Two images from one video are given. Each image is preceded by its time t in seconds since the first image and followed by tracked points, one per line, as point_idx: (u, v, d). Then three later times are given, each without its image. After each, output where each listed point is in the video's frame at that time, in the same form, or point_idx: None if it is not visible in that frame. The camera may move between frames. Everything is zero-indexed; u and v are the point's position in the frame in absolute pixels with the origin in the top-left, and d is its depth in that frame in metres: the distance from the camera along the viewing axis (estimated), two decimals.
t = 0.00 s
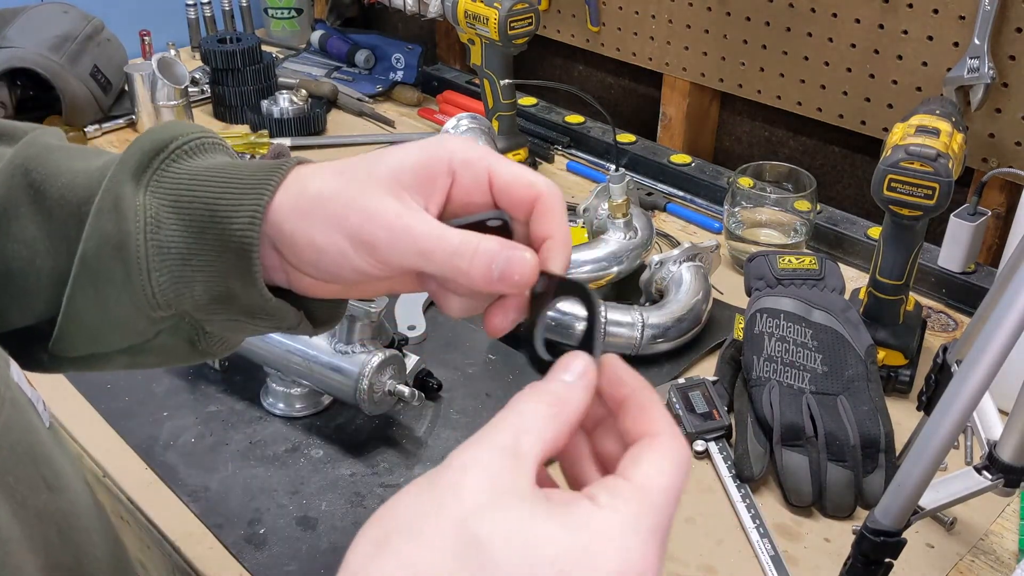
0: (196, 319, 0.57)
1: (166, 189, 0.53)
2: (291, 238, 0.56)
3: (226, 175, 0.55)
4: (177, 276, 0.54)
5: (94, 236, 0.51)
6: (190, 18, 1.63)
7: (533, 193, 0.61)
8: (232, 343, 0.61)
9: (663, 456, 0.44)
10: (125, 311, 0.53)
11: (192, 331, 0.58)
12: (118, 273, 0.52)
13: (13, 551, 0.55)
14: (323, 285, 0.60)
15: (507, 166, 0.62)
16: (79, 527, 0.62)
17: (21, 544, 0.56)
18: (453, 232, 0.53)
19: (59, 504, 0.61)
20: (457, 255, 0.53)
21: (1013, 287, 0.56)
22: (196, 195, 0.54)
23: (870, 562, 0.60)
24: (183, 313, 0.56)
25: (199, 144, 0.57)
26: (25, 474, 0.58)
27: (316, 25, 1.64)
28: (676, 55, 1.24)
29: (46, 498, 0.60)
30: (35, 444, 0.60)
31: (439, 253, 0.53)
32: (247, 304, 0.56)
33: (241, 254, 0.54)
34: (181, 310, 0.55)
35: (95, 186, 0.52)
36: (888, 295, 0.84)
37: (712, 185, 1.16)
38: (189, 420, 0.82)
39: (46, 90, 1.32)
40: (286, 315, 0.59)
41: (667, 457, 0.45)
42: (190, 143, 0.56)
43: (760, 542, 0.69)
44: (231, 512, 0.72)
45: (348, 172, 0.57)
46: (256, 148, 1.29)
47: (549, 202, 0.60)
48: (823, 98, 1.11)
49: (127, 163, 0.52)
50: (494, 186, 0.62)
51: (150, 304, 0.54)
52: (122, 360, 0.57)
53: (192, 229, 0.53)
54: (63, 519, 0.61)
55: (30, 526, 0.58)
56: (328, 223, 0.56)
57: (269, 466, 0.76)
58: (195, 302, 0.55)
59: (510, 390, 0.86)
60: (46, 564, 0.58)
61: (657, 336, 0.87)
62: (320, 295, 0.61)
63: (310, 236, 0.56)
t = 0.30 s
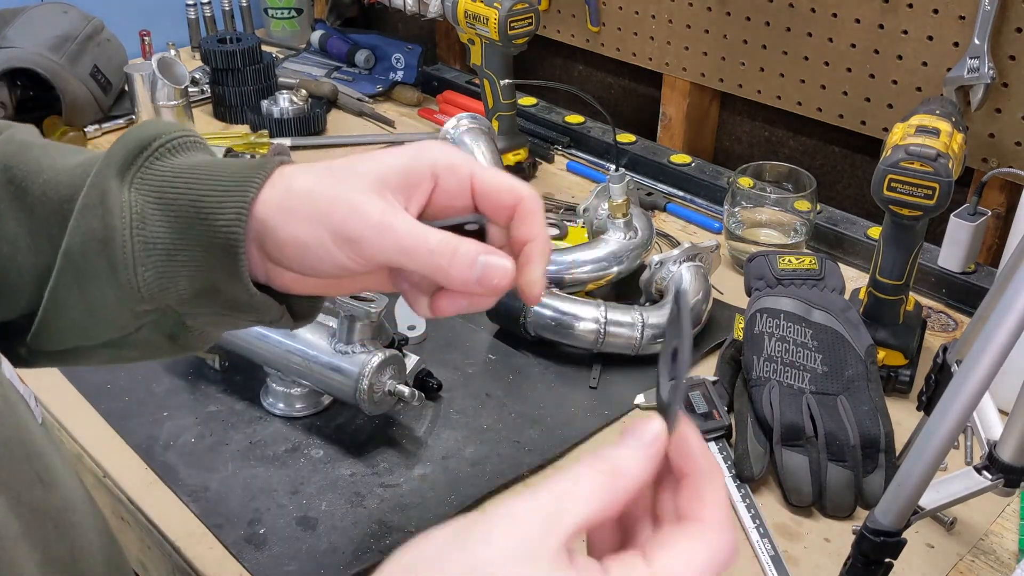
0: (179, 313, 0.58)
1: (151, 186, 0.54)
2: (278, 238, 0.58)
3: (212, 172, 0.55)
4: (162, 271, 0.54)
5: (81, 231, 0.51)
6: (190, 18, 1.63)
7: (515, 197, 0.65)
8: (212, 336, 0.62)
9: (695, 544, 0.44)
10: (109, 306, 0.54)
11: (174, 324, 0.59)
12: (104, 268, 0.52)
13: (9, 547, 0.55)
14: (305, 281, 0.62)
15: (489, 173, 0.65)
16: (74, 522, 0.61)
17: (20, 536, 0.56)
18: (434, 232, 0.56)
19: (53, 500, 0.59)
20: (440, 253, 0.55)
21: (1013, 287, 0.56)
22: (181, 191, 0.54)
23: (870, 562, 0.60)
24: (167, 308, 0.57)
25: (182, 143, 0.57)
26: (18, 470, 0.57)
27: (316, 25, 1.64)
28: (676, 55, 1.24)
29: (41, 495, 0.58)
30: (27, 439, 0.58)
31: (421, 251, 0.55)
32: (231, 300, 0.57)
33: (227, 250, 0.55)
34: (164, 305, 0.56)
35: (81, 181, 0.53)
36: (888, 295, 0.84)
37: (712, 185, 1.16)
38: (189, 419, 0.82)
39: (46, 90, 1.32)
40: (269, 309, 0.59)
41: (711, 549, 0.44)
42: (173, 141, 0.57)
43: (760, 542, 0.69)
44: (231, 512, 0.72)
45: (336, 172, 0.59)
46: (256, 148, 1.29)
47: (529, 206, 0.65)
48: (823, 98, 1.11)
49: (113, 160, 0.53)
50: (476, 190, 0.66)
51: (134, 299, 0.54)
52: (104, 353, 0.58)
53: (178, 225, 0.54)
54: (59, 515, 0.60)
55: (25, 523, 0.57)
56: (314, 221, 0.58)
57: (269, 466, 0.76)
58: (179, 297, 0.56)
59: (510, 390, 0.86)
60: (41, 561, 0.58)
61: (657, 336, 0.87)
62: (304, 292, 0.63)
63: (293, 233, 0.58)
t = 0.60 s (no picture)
0: (132, 336, 0.61)
1: (118, 215, 0.59)
2: (240, 271, 0.61)
3: (178, 206, 0.60)
4: (122, 295, 0.58)
5: (47, 254, 0.55)
6: (190, 18, 1.63)
7: (465, 256, 0.66)
8: (159, 361, 0.65)
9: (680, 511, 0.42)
10: (68, 324, 0.57)
11: (124, 348, 0.61)
12: (64, 289, 0.56)
13: (9, 544, 0.54)
14: (257, 312, 0.65)
15: (443, 234, 0.67)
16: (75, 516, 0.60)
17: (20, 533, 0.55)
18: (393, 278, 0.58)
19: (56, 496, 0.58)
20: (399, 299, 0.57)
21: (1013, 287, 0.56)
22: (147, 221, 0.59)
23: (870, 562, 0.60)
24: (122, 330, 0.60)
25: (147, 177, 0.62)
26: (18, 468, 0.55)
27: (316, 25, 1.64)
28: (676, 55, 1.24)
29: (42, 493, 0.57)
30: (27, 433, 0.57)
31: (377, 294, 0.58)
32: (187, 323, 0.61)
33: (188, 280, 0.59)
34: (119, 327, 0.59)
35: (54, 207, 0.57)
36: (888, 295, 0.84)
37: (712, 185, 1.16)
38: (189, 420, 0.82)
39: (45, 90, 1.31)
40: (224, 337, 0.63)
41: (684, 515, 0.42)
42: (139, 174, 0.62)
43: (760, 542, 0.69)
44: (231, 512, 0.72)
45: (299, 215, 0.62)
46: (256, 148, 1.30)
47: (476, 265, 0.66)
48: (823, 98, 1.11)
49: (84, 189, 0.58)
50: (430, 248, 0.67)
51: (91, 320, 0.58)
52: (48, 370, 0.61)
53: (142, 253, 0.58)
54: (59, 512, 0.58)
55: (26, 522, 0.56)
56: (278, 260, 0.60)
57: (269, 466, 0.76)
58: (134, 320, 0.60)
59: (510, 390, 0.86)
60: (42, 559, 0.57)
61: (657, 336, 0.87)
62: (257, 323, 0.66)
63: (258, 268, 0.60)
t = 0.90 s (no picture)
0: (121, 344, 0.61)
1: (108, 223, 0.58)
2: (223, 280, 0.61)
3: (168, 213, 0.60)
4: (111, 303, 0.58)
5: (36, 262, 0.56)
6: (190, 18, 1.63)
7: (455, 271, 0.67)
8: (150, 368, 0.64)
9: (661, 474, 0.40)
10: (56, 331, 0.58)
11: (113, 355, 0.61)
12: (53, 297, 0.56)
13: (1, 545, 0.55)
14: (240, 321, 0.64)
15: (433, 249, 0.68)
16: (68, 514, 0.60)
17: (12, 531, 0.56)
18: (378, 295, 0.59)
19: (49, 494, 0.58)
20: (382, 315, 0.59)
21: (1014, 286, 0.56)
22: (138, 230, 0.59)
23: (870, 562, 0.60)
24: (112, 338, 0.60)
25: (138, 182, 0.62)
26: (10, 468, 0.56)
27: (316, 25, 1.64)
28: (676, 55, 1.24)
29: (34, 492, 0.57)
30: (20, 433, 0.57)
31: (363, 310, 0.59)
32: (177, 332, 0.61)
33: (178, 288, 0.59)
34: (108, 335, 0.59)
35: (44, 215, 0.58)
36: (888, 295, 0.84)
37: (712, 185, 1.16)
38: (189, 420, 0.82)
39: (45, 90, 1.31)
40: (215, 345, 0.63)
41: (668, 469, 0.40)
42: (130, 180, 0.61)
43: (760, 542, 0.69)
44: (231, 512, 0.72)
45: (288, 227, 0.62)
46: (256, 148, 1.30)
47: (466, 282, 0.67)
48: (823, 98, 1.11)
49: (73, 197, 0.58)
50: (418, 263, 0.68)
51: (80, 328, 0.58)
52: (43, 376, 0.62)
53: (132, 262, 0.58)
54: (53, 511, 0.58)
55: (17, 520, 0.56)
56: (263, 271, 0.60)
57: (269, 466, 0.76)
58: (124, 328, 0.60)
59: (510, 389, 0.86)
60: (35, 557, 0.58)
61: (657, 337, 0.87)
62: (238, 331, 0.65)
63: (244, 278, 0.60)
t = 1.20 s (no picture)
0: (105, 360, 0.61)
1: (101, 243, 0.59)
2: (213, 302, 0.62)
3: (161, 237, 0.61)
4: (101, 322, 0.58)
5: (29, 279, 0.55)
6: (190, 18, 1.63)
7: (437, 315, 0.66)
8: (133, 384, 0.66)
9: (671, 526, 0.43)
10: (43, 349, 0.57)
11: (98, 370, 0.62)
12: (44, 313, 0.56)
13: None
14: (225, 342, 0.66)
15: (421, 286, 0.66)
16: (62, 518, 0.59)
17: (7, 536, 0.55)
18: (359, 298, 0.60)
19: (42, 499, 0.57)
20: (362, 313, 0.60)
21: (1015, 286, 0.55)
22: (132, 251, 0.59)
23: (870, 562, 0.60)
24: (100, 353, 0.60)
25: (130, 202, 0.62)
26: (3, 470, 0.55)
27: (316, 25, 1.64)
28: (676, 55, 1.24)
29: (27, 495, 0.56)
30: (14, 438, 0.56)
31: (350, 312, 0.60)
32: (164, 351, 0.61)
33: (167, 309, 0.59)
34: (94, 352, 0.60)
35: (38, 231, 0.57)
36: (888, 295, 0.85)
37: (712, 185, 1.16)
38: (189, 420, 0.82)
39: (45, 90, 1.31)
40: (199, 367, 0.64)
41: (688, 527, 0.43)
42: (123, 201, 0.61)
43: (761, 542, 0.69)
44: (231, 512, 0.72)
45: (279, 251, 0.64)
46: (256, 148, 1.30)
47: (446, 326, 0.66)
48: (823, 98, 1.11)
49: (67, 216, 0.57)
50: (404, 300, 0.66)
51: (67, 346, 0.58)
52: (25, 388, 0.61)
53: (122, 282, 0.59)
54: (46, 515, 0.57)
55: (10, 525, 0.55)
56: (254, 286, 0.61)
57: (269, 466, 0.76)
58: (111, 346, 0.60)
59: (510, 389, 0.86)
60: (30, 562, 0.56)
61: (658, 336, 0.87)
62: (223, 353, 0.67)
63: (235, 294, 0.61)
